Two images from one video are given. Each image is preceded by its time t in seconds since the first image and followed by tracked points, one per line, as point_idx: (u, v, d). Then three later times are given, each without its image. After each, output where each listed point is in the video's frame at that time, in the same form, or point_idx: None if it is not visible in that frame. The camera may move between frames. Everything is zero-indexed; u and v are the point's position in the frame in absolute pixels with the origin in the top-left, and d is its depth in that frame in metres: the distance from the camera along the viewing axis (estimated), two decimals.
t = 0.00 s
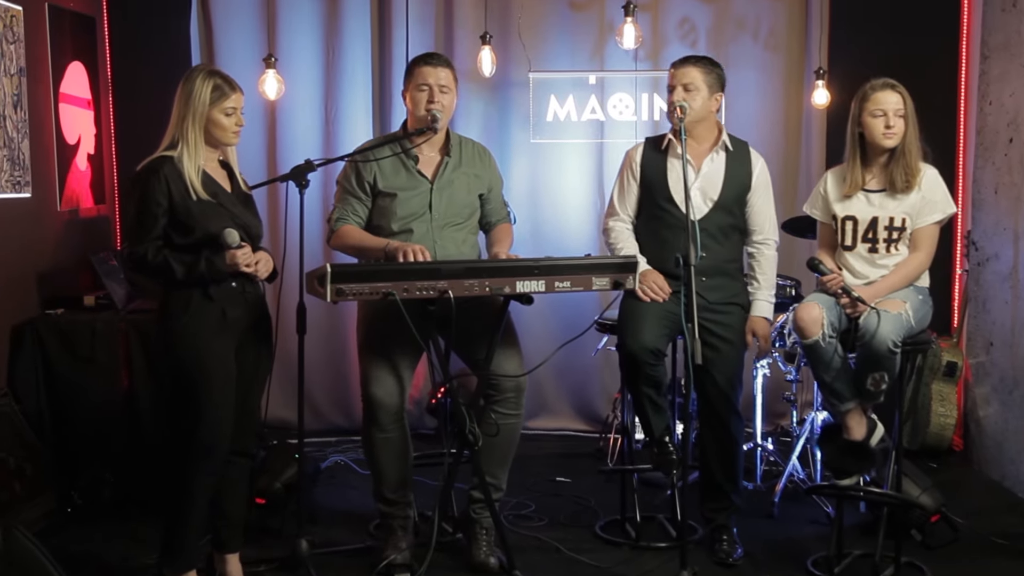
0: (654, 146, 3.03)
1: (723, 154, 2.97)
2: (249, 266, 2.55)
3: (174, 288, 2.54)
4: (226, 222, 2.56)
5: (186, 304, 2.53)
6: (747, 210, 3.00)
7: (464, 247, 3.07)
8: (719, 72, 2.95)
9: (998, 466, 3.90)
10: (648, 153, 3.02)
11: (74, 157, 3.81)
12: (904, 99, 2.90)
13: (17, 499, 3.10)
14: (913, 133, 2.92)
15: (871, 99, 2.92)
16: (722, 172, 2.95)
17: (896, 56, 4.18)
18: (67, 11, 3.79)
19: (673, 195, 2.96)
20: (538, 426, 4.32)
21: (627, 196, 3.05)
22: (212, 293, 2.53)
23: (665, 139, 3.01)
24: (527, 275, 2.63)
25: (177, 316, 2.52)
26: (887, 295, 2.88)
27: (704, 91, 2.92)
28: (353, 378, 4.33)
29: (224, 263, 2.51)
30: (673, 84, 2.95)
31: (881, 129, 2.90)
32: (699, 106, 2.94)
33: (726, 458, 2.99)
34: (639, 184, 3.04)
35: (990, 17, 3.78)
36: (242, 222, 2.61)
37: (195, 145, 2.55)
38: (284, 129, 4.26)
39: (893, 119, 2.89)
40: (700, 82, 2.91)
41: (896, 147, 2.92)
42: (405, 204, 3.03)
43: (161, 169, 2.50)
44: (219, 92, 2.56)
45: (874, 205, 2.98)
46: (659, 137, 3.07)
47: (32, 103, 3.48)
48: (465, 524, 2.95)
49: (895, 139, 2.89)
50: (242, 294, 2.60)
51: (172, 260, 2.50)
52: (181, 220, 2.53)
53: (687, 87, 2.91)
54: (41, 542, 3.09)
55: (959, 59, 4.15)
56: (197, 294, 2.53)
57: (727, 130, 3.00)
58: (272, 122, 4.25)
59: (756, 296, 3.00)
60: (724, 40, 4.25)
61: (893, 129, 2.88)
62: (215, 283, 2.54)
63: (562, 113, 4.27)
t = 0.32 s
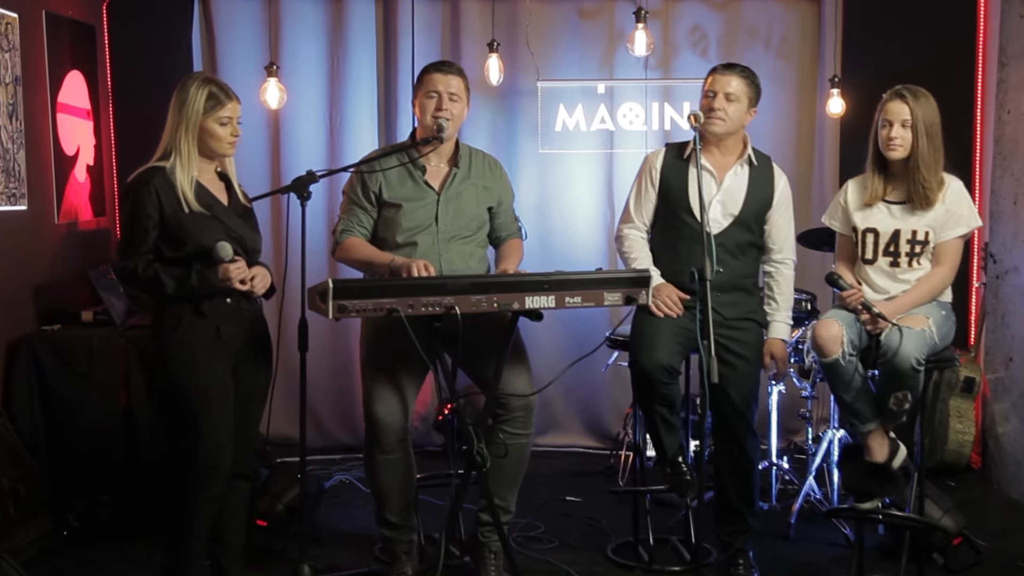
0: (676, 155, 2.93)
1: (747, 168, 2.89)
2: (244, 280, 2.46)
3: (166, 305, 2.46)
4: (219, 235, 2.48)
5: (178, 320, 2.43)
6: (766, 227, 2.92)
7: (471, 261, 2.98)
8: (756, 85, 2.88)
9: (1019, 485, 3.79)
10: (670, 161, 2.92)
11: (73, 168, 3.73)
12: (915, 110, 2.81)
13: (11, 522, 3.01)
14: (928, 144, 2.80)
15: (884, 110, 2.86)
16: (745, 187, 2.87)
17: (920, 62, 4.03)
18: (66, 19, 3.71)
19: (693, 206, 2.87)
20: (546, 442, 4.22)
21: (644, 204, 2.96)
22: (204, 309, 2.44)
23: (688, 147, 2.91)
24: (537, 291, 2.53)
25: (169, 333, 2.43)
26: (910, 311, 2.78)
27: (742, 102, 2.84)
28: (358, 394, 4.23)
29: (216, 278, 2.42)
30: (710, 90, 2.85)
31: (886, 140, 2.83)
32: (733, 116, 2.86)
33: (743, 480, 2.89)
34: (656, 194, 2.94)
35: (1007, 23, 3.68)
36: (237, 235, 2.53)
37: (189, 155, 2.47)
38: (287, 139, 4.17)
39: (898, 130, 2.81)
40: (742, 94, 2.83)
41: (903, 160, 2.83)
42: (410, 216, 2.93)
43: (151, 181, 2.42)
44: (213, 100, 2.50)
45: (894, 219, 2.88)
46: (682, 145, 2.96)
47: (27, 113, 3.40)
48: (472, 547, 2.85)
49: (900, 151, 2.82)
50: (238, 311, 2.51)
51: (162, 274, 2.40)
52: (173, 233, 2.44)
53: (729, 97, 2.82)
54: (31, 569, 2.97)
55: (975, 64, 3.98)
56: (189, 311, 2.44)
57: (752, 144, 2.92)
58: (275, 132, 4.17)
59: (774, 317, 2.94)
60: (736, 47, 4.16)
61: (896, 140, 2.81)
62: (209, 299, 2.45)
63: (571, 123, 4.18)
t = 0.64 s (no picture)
0: (701, 164, 2.81)
1: (775, 181, 2.79)
2: (242, 297, 2.44)
3: (162, 324, 2.44)
4: (217, 249, 2.46)
5: (174, 339, 2.41)
6: (791, 243, 2.83)
7: (484, 275, 2.87)
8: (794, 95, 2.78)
9: None
10: (695, 171, 2.80)
11: (74, 179, 3.64)
12: (931, 120, 2.72)
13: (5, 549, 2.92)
14: (942, 156, 2.70)
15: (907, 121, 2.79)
16: (771, 200, 2.76)
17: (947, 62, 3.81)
18: (67, 26, 3.62)
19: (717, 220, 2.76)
20: (559, 461, 4.09)
21: (667, 215, 2.85)
22: (200, 328, 2.42)
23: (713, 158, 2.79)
24: (552, 308, 2.42)
25: (165, 353, 2.41)
26: (939, 329, 2.66)
27: (779, 113, 2.74)
28: (366, 412, 4.13)
29: (213, 294, 2.40)
30: (747, 97, 2.74)
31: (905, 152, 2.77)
32: (769, 126, 2.75)
33: (767, 505, 2.77)
34: (679, 206, 2.83)
35: None
36: (235, 248, 2.51)
37: (185, 165, 2.45)
38: (295, 149, 4.07)
39: (914, 141, 2.74)
40: (782, 105, 2.73)
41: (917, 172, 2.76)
42: (420, 229, 2.82)
43: (145, 194, 2.40)
44: (206, 106, 2.47)
45: (921, 230, 2.77)
46: (707, 153, 2.84)
47: (25, 123, 3.32)
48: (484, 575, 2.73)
49: (915, 163, 2.74)
50: (235, 329, 2.48)
51: (156, 291, 2.39)
52: (168, 249, 2.42)
53: (769, 106, 2.71)
54: None
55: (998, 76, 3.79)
56: (185, 329, 2.42)
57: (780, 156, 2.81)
58: (283, 142, 4.07)
59: (799, 336, 2.86)
60: (753, 55, 4.04)
61: (910, 151, 2.74)
62: (205, 317, 2.43)
63: (585, 133, 4.08)
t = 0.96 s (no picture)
0: (729, 173, 2.68)
1: (807, 192, 2.65)
2: (245, 315, 2.37)
3: (161, 343, 2.38)
4: (219, 264, 2.41)
5: (172, 358, 2.35)
6: (822, 257, 2.68)
7: (501, 291, 2.73)
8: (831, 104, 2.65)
9: None
10: (722, 180, 2.67)
11: (77, 189, 3.54)
12: (972, 127, 2.58)
13: None
14: (985, 164, 2.56)
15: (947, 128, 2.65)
16: (802, 212, 2.63)
17: (977, 74, 3.81)
18: (71, 31, 3.52)
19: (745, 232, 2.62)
20: (578, 481, 3.95)
21: (692, 225, 2.71)
22: (200, 346, 2.36)
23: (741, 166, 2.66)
24: (572, 325, 2.28)
25: (165, 372, 2.35)
26: (983, 348, 2.52)
27: (817, 122, 2.60)
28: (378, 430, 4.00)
29: (213, 311, 2.33)
30: (783, 104, 2.60)
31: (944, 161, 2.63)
32: (806, 136, 2.61)
33: (799, 532, 2.62)
34: (705, 216, 2.69)
35: None
36: (238, 264, 2.46)
37: (182, 175, 2.42)
38: (307, 158, 3.95)
39: (954, 150, 2.61)
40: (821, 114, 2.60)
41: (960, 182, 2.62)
42: (434, 243, 2.70)
43: (142, 205, 2.36)
44: (199, 110, 2.44)
45: (967, 242, 2.62)
46: (736, 160, 2.70)
47: (26, 132, 3.22)
48: None
49: (955, 172, 2.60)
50: (238, 349, 2.42)
51: (153, 308, 2.33)
52: (168, 264, 2.37)
53: (806, 114, 2.58)
54: None
55: None
56: (184, 347, 2.36)
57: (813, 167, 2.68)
58: (294, 151, 3.94)
59: (831, 355, 2.72)
60: (779, 62, 3.87)
61: (950, 159, 2.61)
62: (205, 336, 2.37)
63: (605, 141, 3.95)
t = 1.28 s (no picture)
0: (757, 181, 2.54)
1: (844, 199, 2.50)
2: (247, 332, 2.25)
3: (158, 362, 2.24)
4: (222, 279, 2.26)
5: (169, 379, 2.21)
6: (863, 266, 2.52)
7: (522, 304, 2.57)
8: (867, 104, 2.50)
9: None
10: (749, 189, 2.53)
11: (83, 198, 3.39)
12: None
13: None
14: None
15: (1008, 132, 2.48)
16: (841, 220, 2.47)
17: None
18: (78, 35, 3.39)
19: (779, 245, 2.47)
20: (603, 504, 3.77)
21: (723, 239, 2.56)
22: (199, 366, 2.22)
23: (771, 173, 2.51)
24: (598, 343, 2.13)
25: (161, 393, 2.21)
26: None
27: (853, 122, 2.46)
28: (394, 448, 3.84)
29: (212, 328, 2.20)
30: (817, 105, 2.45)
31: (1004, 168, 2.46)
32: (842, 138, 2.46)
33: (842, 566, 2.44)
34: (735, 227, 2.54)
35: None
36: (242, 278, 2.31)
37: (182, 184, 2.28)
38: (320, 166, 3.81)
39: (1013, 155, 2.44)
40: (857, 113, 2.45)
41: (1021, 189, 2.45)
42: (451, 255, 2.54)
43: (141, 215, 2.22)
44: (200, 114, 2.31)
45: None
46: (765, 168, 2.57)
47: (29, 139, 3.08)
48: None
49: (1016, 179, 2.43)
50: (240, 369, 2.29)
51: (150, 323, 2.19)
52: (167, 278, 2.23)
53: (842, 115, 2.43)
54: None
55: None
56: (183, 366, 2.22)
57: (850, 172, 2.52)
58: (308, 158, 3.81)
59: (876, 373, 2.53)
60: (814, 65, 3.71)
61: (1010, 165, 2.44)
62: (205, 353, 2.23)
63: (632, 148, 3.77)
